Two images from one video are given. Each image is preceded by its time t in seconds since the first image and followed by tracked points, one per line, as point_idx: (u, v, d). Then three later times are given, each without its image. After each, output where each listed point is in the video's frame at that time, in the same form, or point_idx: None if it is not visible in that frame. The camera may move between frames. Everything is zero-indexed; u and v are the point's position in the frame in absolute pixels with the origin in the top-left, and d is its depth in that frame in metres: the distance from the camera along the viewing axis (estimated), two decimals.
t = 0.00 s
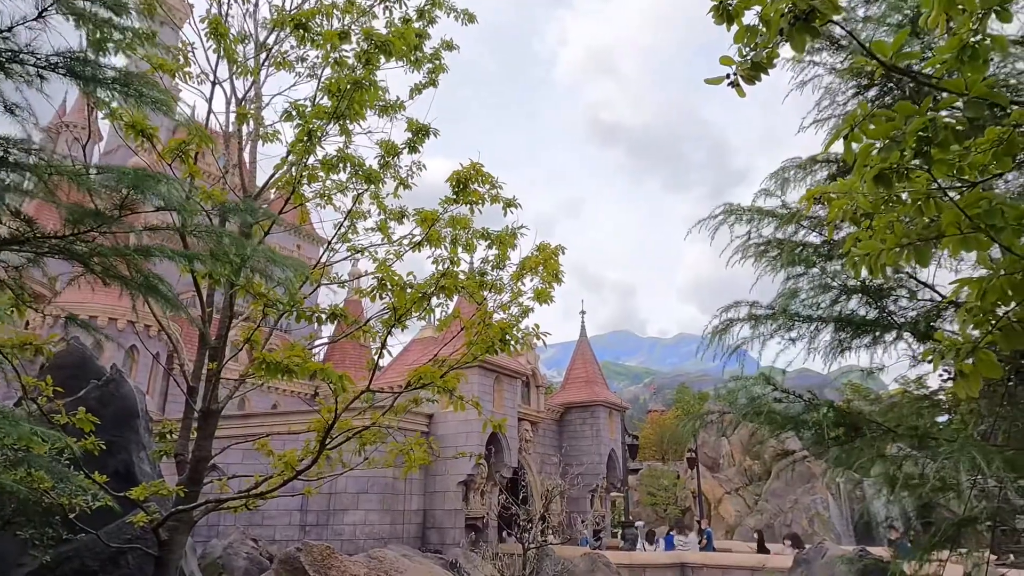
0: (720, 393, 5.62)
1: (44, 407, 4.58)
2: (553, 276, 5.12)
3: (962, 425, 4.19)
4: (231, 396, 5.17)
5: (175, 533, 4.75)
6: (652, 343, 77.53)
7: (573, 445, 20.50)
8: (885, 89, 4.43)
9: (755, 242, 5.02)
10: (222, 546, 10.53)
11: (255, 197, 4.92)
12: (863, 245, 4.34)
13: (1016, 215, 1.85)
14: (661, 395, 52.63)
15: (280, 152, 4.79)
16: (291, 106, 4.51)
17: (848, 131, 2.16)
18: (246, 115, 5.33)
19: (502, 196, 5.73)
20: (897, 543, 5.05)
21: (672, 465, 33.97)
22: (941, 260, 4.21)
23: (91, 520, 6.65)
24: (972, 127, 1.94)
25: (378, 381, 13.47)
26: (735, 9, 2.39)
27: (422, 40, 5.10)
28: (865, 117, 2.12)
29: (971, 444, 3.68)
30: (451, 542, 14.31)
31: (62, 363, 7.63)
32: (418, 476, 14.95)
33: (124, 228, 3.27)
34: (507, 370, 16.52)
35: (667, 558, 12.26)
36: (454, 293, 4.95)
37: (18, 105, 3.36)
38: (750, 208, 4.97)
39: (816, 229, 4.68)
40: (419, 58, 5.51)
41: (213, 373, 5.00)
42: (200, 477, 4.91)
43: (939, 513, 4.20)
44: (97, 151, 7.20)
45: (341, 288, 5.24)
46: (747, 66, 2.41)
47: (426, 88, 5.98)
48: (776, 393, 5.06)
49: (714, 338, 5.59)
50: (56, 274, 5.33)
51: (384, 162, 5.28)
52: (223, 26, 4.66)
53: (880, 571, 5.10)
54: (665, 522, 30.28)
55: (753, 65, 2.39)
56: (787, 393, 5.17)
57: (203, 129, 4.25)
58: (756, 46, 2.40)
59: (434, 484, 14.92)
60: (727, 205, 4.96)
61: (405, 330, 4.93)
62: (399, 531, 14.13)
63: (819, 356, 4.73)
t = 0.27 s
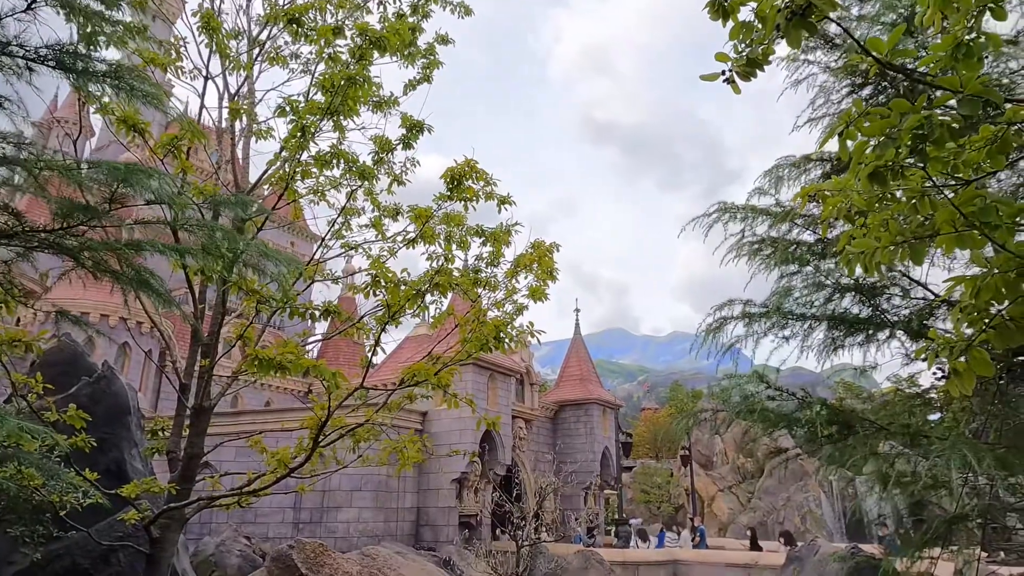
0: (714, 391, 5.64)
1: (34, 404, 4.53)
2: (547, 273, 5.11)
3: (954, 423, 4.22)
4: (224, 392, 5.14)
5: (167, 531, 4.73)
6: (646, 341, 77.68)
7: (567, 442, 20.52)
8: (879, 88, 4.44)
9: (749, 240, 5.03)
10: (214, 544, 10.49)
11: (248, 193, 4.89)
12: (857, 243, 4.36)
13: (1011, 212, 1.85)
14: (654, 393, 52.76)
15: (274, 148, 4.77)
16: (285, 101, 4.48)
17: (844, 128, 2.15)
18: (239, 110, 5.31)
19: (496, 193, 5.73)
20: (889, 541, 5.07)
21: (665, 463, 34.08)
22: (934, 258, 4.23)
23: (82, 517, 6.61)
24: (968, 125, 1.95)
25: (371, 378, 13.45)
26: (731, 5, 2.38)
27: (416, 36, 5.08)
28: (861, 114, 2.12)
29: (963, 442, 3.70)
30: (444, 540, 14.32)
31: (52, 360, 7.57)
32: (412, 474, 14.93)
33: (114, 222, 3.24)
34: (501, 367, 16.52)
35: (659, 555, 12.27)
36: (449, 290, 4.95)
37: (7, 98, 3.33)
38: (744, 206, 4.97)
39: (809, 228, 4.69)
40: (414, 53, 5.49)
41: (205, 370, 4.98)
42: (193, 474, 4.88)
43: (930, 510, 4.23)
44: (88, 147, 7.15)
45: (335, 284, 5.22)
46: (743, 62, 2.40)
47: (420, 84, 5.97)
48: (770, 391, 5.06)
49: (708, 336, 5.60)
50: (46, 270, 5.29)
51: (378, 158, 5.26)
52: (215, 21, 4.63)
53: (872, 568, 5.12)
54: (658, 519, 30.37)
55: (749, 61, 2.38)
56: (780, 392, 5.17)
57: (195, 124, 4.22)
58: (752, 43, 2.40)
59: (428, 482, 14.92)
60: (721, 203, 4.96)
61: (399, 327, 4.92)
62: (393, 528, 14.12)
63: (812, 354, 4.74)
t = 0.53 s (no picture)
0: (709, 389, 5.64)
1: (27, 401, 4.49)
2: (543, 270, 5.11)
3: (948, 420, 4.23)
4: (218, 389, 5.12)
5: (161, 528, 4.71)
6: (642, 339, 77.81)
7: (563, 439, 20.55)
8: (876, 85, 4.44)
9: (745, 238, 5.03)
10: (209, 541, 10.46)
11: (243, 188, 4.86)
12: (853, 241, 4.36)
13: (1009, 208, 1.84)
14: (650, 390, 52.86)
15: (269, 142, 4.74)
16: (280, 96, 4.45)
17: (842, 125, 2.15)
18: (234, 105, 5.28)
19: (492, 189, 5.71)
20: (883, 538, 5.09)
21: (661, 460, 34.15)
22: (929, 256, 4.24)
23: (76, 514, 6.58)
24: (967, 121, 1.94)
25: (367, 375, 13.44)
26: None
27: (412, 31, 5.06)
28: (859, 111, 2.11)
29: (958, 439, 3.70)
30: (440, 536, 14.34)
31: (46, 356, 7.53)
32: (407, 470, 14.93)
33: (109, 217, 3.22)
34: (496, 364, 16.51)
35: (654, 552, 12.29)
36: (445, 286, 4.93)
37: None
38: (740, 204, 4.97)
39: (806, 225, 4.69)
40: (410, 49, 5.46)
41: (200, 366, 4.95)
42: (187, 471, 4.86)
43: (924, 507, 4.24)
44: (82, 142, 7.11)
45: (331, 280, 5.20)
46: (741, 58, 2.39)
47: (416, 80, 5.94)
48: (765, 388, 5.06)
49: (704, 333, 5.60)
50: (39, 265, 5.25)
51: (374, 154, 5.24)
52: (210, 14, 4.59)
53: (867, 565, 5.13)
54: (654, 516, 30.45)
55: (748, 58, 2.37)
56: (775, 389, 5.18)
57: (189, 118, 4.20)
58: (750, 39, 2.39)
59: (424, 478, 14.93)
60: (718, 200, 4.96)
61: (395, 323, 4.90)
62: (388, 525, 14.13)
63: (808, 352, 4.75)
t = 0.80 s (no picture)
0: (704, 385, 5.66)
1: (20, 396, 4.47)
2: (539, 266, 5.11)
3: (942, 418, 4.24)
4: (213, 385, 5.10)
5: (155, 524, 4.70)
6: (637, 337, 77.95)
7: (558, 436, 20.58)
8: (872, 83, 4.45)
9: (741, 235, 5.03)
10: (203, 537, 10.44)
11: (238, 184, 4.84)
12: (847, 238, 4.37)
13: (1004, 205, 1.85)
14: (645, 387, 52.96)
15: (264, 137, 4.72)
16: (274, 91, 4.43)
17: (838, 122, 2.14)
18: (228, 100, 5.25)
19: (488, 185, 5.70)
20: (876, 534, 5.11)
21: (655, 457, 34.24)
22: (923, 253, 4.26)
23: (69, 511, 6.55)
24: (964, 117, 1.94)
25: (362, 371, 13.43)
26: None
27: (408, 26, 5.04)
28: (855, 107, 2.11)
29: (951, 436, 3.71)
30: (435, 533, 14.35)
31: (39, 352, 7.48)
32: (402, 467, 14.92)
33: (101, 211, 3.20)
34: (491, 361, 16.52)
35: (648, 549, 12.31)
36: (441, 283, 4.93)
37: None
38: (736, 201, 4.97)
39: (801, 223, 4.70)
40: (405, 44, 5.45)
41: (194, 362, 4.94)
42: (181, 467, 4.85)
43: (917, 504, 4.26)
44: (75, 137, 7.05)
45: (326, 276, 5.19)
46: (738, 54, 2.39)
47: (412, 75, 5.93)
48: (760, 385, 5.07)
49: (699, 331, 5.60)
50: (32, 261, 5.22)
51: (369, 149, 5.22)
52: (204, 8, 4.56)
53: (860, 562, 5.16)
54: (648, 513, 30.55)
55: (744, 53, 2.37)
56: (770, 385, 5.19)
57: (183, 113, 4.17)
58: (748, 34, 2.38)
59: (419, 475, 14.93)
60: (714, 197, 4.96)
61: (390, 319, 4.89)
62: (383, 522, 14.14)
63: (803, 349, 4.76)
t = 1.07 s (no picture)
0: (697, 381, 5.67)
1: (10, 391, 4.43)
2: (533, 262, 5.11)
3: (933, 413, 4.27)
4: (205, 380, 5.08)
5: (147, 520, 4.67)
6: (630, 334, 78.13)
7: (551, 432, 20.61)
8: (866, 80, 4.46)
9: (734, 232, 5.04)
10: (195, 533, 10.42)
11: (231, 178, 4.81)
12: (841, 234, 4.38)
13: (999, 200, 1.85)
14: (638, 383, 53.12)
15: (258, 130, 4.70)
16: (267, 85, 4.41)
17: (833, 118, 2.15)
18: (222, 93, 5.21)
19: (482, 181, 5.69)
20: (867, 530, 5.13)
21: (648, 453, 34.35)
22: (916, 250, 4.27)
23: (60, 506, 6.51)
24: (957, 113, 1.95)
25: (354, 366, 13.42)
26: None
27: (402, 20, 5.02)
28: (850, 103, 2.11)
29: (942, 431, 3.72)
30: (428, 529, 14.36)
31: (29, 347, 7.43)
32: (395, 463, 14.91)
33: (92, 204, 3.17)
34: (485, 357, 16.52)
35: (640, 544, 12.36)
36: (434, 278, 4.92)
37: None
38: (730, 198, 4.98)
39: (795, 219, 4.71)
40: (400, 38, 5.43)
41: (186, 357, 4.91)
42: (173, 462, 4.82)
43: (907, 499, 4.29)
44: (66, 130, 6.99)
45: (319, 271, 5.17)
46: (733, 49, 2.39)
47: (406, 70, 5.90)
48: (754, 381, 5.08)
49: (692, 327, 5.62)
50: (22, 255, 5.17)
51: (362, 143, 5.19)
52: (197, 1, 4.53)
53: (851, 556, 5.19)
54: (640, 509, 30.67)
55: (740, 49, 2.37)
56: (763, 382, 5.20)
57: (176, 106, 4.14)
58: (743, 30, 2.38)
59: (412, 471, 14.94)
60: (708, 193, 4.97)
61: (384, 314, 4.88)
62: (376, 518, 14.16)
63: (796, 345, 4.77)
